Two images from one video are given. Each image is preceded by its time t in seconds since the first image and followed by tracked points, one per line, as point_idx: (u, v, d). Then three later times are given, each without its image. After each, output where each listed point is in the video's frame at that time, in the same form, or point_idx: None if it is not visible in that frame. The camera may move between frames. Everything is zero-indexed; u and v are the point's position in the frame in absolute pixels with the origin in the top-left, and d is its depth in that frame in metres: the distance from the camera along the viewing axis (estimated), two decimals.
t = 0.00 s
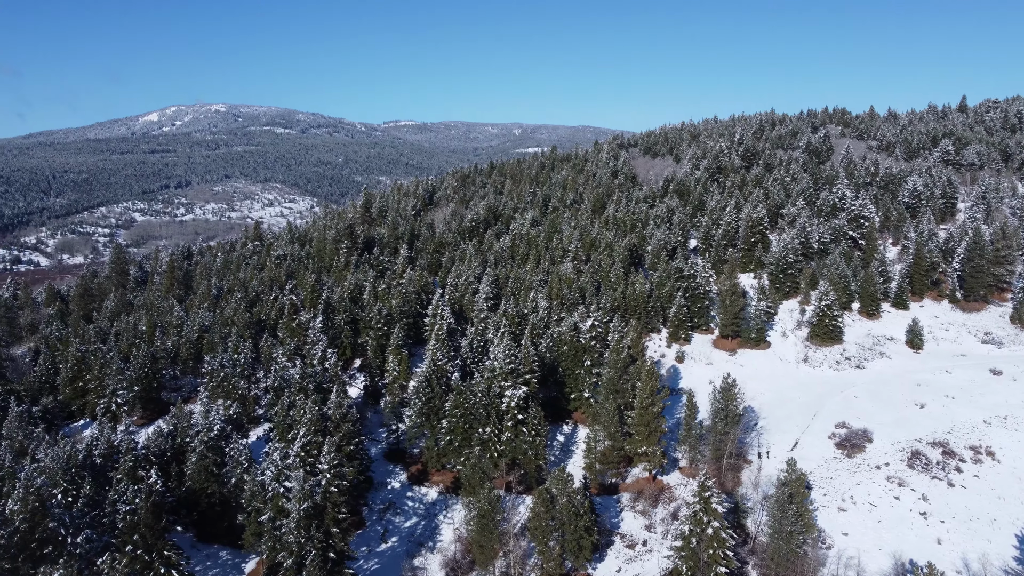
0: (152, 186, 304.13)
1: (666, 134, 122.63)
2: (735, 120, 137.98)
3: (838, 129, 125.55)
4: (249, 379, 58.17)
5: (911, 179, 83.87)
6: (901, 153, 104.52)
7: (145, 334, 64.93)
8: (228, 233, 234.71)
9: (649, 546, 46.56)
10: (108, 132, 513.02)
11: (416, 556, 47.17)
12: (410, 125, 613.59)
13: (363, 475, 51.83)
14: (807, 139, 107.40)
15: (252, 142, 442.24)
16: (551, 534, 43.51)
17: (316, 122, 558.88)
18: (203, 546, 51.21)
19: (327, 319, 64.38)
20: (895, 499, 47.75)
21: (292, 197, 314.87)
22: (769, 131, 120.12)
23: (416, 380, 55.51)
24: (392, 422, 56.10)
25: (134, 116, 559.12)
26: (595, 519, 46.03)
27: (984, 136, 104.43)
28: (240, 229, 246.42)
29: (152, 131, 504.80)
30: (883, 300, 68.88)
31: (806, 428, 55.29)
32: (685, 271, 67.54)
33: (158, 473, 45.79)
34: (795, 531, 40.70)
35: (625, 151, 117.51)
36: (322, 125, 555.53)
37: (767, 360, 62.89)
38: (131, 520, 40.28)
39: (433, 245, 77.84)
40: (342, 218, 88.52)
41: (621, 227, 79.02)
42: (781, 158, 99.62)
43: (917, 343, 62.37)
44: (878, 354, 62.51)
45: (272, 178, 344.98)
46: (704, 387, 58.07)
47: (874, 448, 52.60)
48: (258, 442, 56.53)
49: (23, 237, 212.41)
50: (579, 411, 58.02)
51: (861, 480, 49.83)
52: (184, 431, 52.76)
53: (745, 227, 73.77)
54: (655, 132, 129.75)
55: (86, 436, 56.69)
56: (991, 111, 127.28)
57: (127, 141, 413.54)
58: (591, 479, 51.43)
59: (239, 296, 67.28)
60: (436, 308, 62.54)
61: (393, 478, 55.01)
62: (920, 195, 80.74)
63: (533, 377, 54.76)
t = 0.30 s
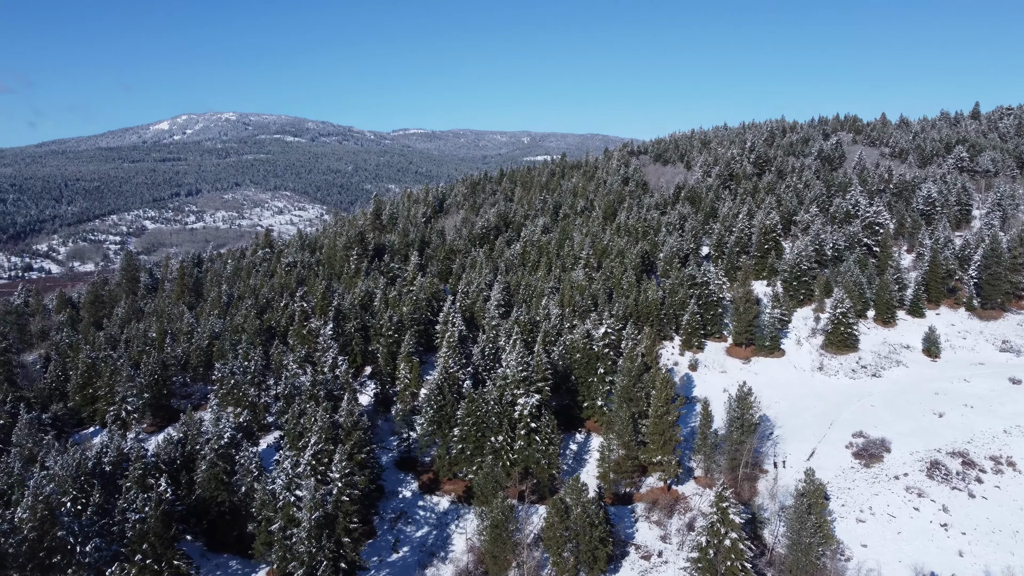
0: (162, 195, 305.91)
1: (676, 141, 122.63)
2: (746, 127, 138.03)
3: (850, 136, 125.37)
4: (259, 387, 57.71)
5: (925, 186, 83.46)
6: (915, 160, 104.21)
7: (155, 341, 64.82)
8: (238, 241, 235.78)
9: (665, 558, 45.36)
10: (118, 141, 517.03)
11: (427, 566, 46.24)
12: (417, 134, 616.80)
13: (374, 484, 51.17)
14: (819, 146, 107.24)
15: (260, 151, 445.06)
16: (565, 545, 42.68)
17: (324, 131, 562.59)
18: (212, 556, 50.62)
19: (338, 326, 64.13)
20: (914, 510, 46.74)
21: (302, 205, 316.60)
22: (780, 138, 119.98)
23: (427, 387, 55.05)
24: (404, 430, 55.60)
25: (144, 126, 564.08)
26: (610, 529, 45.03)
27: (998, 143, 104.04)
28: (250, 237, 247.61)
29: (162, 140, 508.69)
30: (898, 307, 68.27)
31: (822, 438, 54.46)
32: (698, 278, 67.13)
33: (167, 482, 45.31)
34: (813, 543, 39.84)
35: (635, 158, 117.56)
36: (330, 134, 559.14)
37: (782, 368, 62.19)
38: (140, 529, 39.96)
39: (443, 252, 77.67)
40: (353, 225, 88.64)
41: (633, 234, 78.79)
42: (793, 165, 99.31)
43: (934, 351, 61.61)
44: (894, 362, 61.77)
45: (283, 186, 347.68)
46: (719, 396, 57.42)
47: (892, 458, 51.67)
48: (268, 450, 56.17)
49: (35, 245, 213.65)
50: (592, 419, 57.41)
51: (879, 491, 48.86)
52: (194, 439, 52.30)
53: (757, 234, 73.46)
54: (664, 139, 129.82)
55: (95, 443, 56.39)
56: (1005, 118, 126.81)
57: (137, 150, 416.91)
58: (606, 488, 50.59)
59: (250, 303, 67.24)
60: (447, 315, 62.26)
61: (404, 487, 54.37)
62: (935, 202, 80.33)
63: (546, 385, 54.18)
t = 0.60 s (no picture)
0: (172, 203, 307.41)
1: (686, 149, 122.56)
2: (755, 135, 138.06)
3: (861, 143, 125.22)
4: (269, 395, 57.13)
5: (939, 193, 83.09)
6: (928, 167, 103.90)
7: (165, 348, 64.64)
8: (247, 248, 236.62)
9: (681, 570, 44.36)
10: (128, 150, 521.16)
11: None
12: (423, 143, 620.10)
13: (385, 493, 50.48)
14: (831, 153, 107.12)
15: (268, 160, 447.50)
16: (580, 556, 41.96)
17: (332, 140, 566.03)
18: (222, 566, 49.89)
19: (348, 333, 63.86)
20: (935, 522, 45.66)
21: (310, 213, 317.92)
22: (790, 146, 119.87)
23: (439, 395, 54.58)
24: (415, 439, 55.05)
25: (153, 135, 568.75)
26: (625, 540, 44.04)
27: (1012, 150, 103.68)
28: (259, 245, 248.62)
29: (171, 149, 512.59)
30: (914, 316, 67.66)
31: (839, 448, 53.62)
32: (710, 286, 66.72)
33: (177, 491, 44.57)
34: (834, 555, 38.89)
35: (644, 166, 117.59)
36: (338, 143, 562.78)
37: (797, 377, 61.48)
38: (150, 538, 39.55)
39: (453, 259, 77.54)
40: (363, 232, 88.73)
41: (644, 241, 78.57)
42: (805, 173, 99.09)
43: (952, 360, 60.85)
44: (911, 371, 61.02)
45: (292, 195, 349.41)
46: (733, 405, 56.78)
47: (911, 469, 50.68)
48: (279, 458, 55.68)
49: (46, 253, 214.81)
50: (605, 428, 56.75)
51: (899, 502, 47.78)
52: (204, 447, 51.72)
53: (770, 242, 73.14)
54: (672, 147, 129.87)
55: (104, 451, 56.05)
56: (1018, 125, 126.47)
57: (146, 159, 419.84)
58: (621, 498, 49.82)
59: (260, 310, 67.16)
60: (459, 322, 62.00)
61: (415, 496, 53.76)
62: (949, 209, 79.91)
63: (559, 393, 53.39)
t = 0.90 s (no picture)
0: (183, 211, 309.18)
1: (696, 156, 122.52)
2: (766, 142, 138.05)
3: (874, 150, 124.96)
4: (279, 403, 56.62)
5: (954, 200, 82.60)
6: (942, 174, 103.47)
7: (175, 355, 64.53)
8: (257, 256, 237.58)
9: None
10: (137, 159, 525.02)
11: None
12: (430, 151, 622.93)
13: (396, 502, 49.83)
14: (844, 160, 106.86)
15: (276, 168, 450.09)
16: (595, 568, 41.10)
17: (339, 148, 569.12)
18: None
19: (359, 341, 63.63)
20: (956, 534, 44.62)
21: (320, 221, 319.23)
22: (802, 153, 119.81)
23: (451, 403, 54.12)
24: (426, 447, 54.54)
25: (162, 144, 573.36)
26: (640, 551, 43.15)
27: None
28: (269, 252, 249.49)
29: (181, 157, 516.26)
30: (930, 324, 67.03)
31: (856, 458, 52.80)
32: (724, 293, 66.31)
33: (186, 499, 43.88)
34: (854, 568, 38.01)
35: (654, 173, 117.58)
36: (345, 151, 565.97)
37: (811, 386, 60.77)
38: (159, 548, 39.03)
39: (464, 266, 77.38)
40: (374, 239, 88.83)
41: (656, 248, 78.31)
42: (818, 180, 98.82)
43: (970, 368, 60.04)
44: (928, 380, 60.22)
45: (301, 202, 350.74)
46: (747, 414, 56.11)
47: (930, 479, 49.72)
48: (289, 467, 55.33)
49: (58, 261, 216.16)
50: (618, 438, 56.09)
51: (918, 514, 46.78)
52: (214, 455, 51.03)
53: (784, 249, 72.85)
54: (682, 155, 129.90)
55: (113, 458, 55.78)
56: None
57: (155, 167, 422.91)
58: (635, 508, 49.03)
59: (271, 318, 67.08)
60: (470, 330, 61.79)
61: (426, 505, 53.07)
62: (965, 216, 79.41)
63: (572, 402, 52.35)
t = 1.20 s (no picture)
0: (193, 219, 310.67)
1: (706, 164, 122.42)
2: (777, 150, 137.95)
3: (886, 158, 124.62)
4: (290, 410, 56.07)
5: (970, 208, 82.13)
6: (957, 181, 102.99)
7: (185, 362, 64.36)
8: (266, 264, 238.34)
9: None
10: (148, 167, 528.71)
11: None
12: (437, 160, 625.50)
13: (408, 511, 49.19)
14: (856, 168, 106.57)
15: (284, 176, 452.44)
16: None
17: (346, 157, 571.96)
18: None
19: (370, 348, 63.36)
20: (978, 546, 43.54)
21: (328, 229, 320.44)
22: (813, 161, 119.72)
23: (463, 412, 53.65)
24: (438, 456, 54.02)
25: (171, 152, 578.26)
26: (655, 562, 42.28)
27: None
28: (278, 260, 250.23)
29: (191, 166, 519.72)
30: (947, 332, 66.40)
31: (874, 468, 51.97)
32: (737, 301, 65.91)
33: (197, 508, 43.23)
34: None
35: (665, 181, 117.47)
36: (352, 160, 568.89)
37: (827, 395, 60.16)
38: (168, 557, 38.80)
39: (475, 274, 77.22)
40: (385, 246, 88.89)
41: (668, 256, 78.03)
42: (830, 188, 98.46)
43: (988, 377, 59.22)
44: (945, 389, 59.42)
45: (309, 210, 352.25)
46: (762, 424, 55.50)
47: (950, 490, 48.73)
48: (299, 476, 54.85)
49: (69, 268, 217.44)
50: (632, 447, 55.53)
51: (939, 525, 45.74)
52: (225, 463, 50.43)
53: (798, 256, 72.53)
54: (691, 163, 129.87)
55: (123, 466, 55.49)
56: None
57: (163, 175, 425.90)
58: (650, 518, 48.28)
59: (281, 325, 66.93)
60: (482, 337, 61.57)
61: (438, 515, 52.43)
62: (981, 223, 78.94)
63: (585, 410, 51.38)
